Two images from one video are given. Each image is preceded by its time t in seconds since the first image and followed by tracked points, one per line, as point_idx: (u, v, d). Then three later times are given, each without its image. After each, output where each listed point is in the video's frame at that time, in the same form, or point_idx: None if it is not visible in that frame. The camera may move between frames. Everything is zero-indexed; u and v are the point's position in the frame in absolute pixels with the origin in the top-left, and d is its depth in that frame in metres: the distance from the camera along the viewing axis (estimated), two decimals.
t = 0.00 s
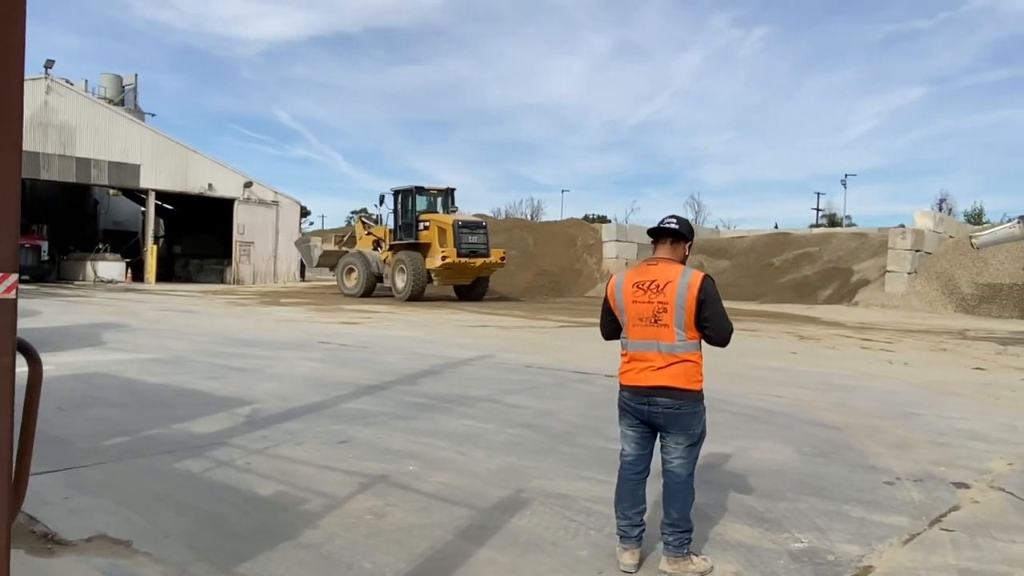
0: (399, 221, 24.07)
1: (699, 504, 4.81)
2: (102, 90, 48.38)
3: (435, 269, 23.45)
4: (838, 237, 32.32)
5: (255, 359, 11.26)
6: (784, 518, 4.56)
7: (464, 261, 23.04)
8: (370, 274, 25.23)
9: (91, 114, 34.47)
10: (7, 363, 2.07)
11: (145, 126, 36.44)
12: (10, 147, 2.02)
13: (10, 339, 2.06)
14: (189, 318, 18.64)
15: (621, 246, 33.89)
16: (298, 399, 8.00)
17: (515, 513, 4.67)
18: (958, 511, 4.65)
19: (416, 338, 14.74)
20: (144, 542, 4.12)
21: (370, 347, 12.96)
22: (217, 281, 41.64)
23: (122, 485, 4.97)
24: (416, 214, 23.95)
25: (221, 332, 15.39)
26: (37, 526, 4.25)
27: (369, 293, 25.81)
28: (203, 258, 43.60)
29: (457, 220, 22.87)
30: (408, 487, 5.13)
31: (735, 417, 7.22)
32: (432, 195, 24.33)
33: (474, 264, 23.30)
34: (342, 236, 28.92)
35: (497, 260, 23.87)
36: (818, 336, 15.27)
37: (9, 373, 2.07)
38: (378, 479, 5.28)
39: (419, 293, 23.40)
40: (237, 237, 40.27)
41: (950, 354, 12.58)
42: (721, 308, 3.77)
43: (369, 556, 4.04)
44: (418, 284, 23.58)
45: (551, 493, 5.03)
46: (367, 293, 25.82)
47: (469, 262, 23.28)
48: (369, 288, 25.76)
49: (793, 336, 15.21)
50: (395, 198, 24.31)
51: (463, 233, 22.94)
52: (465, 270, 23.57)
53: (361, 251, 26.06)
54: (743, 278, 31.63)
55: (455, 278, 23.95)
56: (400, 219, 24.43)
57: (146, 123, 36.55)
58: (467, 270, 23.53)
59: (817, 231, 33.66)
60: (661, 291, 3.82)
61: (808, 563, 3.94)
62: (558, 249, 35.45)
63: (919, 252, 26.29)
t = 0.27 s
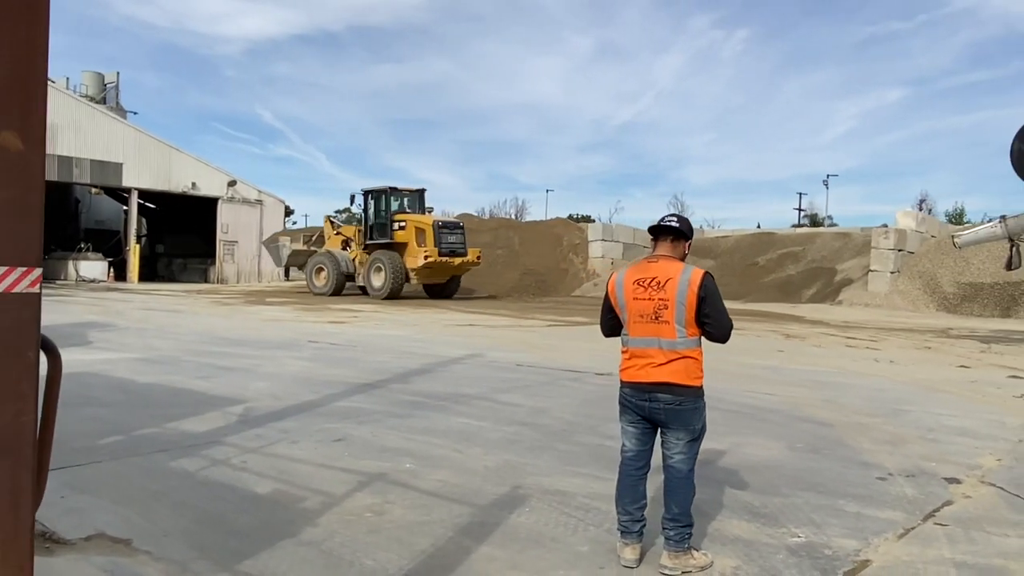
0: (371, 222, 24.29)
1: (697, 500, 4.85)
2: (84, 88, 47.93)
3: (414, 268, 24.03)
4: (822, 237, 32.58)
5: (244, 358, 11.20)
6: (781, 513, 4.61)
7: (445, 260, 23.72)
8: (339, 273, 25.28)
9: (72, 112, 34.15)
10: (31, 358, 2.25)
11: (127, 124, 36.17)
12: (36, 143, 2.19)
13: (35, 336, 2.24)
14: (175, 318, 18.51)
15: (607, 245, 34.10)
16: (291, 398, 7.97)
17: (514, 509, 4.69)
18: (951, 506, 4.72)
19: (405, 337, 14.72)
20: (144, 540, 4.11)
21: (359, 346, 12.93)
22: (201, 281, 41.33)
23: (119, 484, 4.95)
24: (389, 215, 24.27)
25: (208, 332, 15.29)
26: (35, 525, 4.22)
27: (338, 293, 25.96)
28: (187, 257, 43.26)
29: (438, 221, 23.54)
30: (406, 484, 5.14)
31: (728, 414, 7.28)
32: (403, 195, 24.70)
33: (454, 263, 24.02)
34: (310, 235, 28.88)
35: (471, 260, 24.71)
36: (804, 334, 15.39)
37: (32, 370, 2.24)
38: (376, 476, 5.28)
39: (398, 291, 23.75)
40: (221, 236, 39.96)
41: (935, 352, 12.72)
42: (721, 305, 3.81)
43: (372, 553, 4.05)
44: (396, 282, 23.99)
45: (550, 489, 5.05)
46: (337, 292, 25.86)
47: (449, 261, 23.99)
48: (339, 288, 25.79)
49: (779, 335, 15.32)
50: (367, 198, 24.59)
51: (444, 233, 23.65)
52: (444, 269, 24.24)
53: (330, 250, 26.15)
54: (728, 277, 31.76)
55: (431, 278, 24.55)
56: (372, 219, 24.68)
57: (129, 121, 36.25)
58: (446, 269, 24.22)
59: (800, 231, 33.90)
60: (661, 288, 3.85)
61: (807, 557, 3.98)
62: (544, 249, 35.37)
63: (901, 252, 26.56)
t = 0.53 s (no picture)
0: (341, 220, 24.66)
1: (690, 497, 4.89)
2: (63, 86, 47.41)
3: (388, 267, 24.75)
4: (804, 237, 32.83)
5: (231, 358, 11.14)
6: (772, 509, 4.66)
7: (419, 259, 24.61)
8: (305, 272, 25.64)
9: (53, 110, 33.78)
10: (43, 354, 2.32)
11: (108, 122, 35.82)
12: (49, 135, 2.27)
13: (48, 332, 2.31)
14: (159, 318, 18.28)
15: (591, 245, 34.22)
16: (280, 397, 7.95)
17: (509, 507, 4.71)
18: (938, 501, 4.80)
19: (392, 336, 14.70)
20: (138, 539, 4.09)
21: (346, 345, 12.91)
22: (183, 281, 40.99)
23: (109, 483, 4.92)
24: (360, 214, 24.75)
25: (193, 332, 15.19)
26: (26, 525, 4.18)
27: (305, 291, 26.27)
28: (168, 257, 42.89)
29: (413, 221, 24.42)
30: (400, 483, 5.14)
31: (717, 412, 7.33)
32: (373, 196, 25.23)
33: (427, 262, 24.95)
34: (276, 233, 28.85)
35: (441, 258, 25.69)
36: (789, 333, 15.52)
37: (43, 366, 2.32)
38: (369, 475, 5.29)
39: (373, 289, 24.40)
40: (203, 235, 39.65)
41: (917, 351, 12.87)
42: (716, 302, 3.84)
43: (368, 551, 4.05)
44: (370, 280, 24.59)
45: (544, 487, 5.07)
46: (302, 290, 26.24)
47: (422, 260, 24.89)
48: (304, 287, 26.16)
49: (764, 333, 15.44)
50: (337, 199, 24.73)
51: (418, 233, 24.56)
52: (416, 267, 25.10)
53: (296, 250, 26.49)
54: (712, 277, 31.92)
55: (404, 276, 25.28)
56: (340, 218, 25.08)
57: (109, 120, 35.90)
58: (419, 267, 25.05)
59: (783, 231, 34.13)
60: (657, 286, 3.88)
61: (800, 552, 4.03)
62: (529, 248, 35.40)
63: (882, 251, 26.82)
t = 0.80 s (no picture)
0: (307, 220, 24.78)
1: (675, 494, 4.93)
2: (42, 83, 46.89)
3: (357, 266, 25.05)
4: (786, 236, 33.06)
5: (215, 358, 11.08)
6: (756, 506, 4.71)
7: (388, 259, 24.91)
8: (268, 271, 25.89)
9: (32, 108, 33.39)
10: (35, 353, 2.30)
11: (88, 120, 35.42)
12: (41, 130, 2.26)
13: (40, 331, 2.29)
14: (141, 318, 18.10)
15: (575, 245, 34.29)
16: (265, 397, 7.92)
17: (496, 505, 4.73)
18: (920, 497, 4.87)
19: (376, 336, 14.67)
20: (124, 539, 4.08)
21: (331, 345, 12.88)
22: (164, 280, 40.66)
23: (94, 483, 4.89)
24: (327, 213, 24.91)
25: (175, 332, 15.08)
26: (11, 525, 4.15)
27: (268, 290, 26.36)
28: (149, 257, 42.52)
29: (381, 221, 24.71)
30: (387, 482, 5.15)
31: (701, 410, 7.39)
32: (338, 196, 25.42)
33: (395, 261, 25.27)
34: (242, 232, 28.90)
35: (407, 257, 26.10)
36: (771, 332, 15.65)
37: (36, 364, 2.30)
38: (355, 474, 5.29)
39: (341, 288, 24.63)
40: (185, 235, 39.33)
41: (898, 349, 13.03)
42: (702, 301, 3.88)
43: (356, 550, 4.06)
44: (339, 279, 24.84)
45: (531, 486, 5.10)
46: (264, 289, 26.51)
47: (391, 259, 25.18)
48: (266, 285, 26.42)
49: (747, 333, 15.54)
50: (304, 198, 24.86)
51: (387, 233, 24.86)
52: (384, 266, 25.38)
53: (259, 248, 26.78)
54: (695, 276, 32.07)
55: (371, 275, 25.57)
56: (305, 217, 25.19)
57: (89, 118, 35.51)
58: (387, 266, 25.38)
59: (765, 230, 34.35)
60: (643, 285, 3.91)
61: (784, 548, 4.08)
62: (513, 247, 35.47)
63: (863, 251, 27.06)
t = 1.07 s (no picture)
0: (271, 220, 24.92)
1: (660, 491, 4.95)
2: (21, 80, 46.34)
3: (322, 265, 25.26)
4: (768, 235, 33.26)
5: (197, 357, 10.99)
6: (741, 502, 4.74)
7: (353, 257, 25.17)
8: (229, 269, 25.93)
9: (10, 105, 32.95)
10: (21, 350, 2.25)
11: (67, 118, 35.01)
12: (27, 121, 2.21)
13: (26, 327, 2.25)
14: (123, 318, 17.92)
15: (559, 243, 34.16)
16: (249, 396, 7.87)
17: (483, 503, 4.73)
18: (902, 493, 4.92)
19: (361, 335, 14.61)
20: (108, 539, 4.04)
21: (315, 344, 12.82)
22: (145, 280, 40.31)
23: (76, 484, 4.84)
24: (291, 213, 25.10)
25: (157, 331, 14.95)
26: None
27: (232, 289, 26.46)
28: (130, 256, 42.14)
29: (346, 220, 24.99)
30: (373, 480, 5.13)
31: (686, 408, 7.43)
32: (301, 195, 25.54)
33: (360, 259, 25.54)
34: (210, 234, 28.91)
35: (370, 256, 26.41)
36: (755, 331, 15.74)
37: (23, 362, 2.25)
38: (341, 473, 5.27)
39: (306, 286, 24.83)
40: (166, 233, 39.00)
41: (879, 347, 13.14)
42: (688, 298, 3.90)
43: (341, 548, 4.05)
44: (305, 277, 25.02)
45: (517, 484, 5.10)
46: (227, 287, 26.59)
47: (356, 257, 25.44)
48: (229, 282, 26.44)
49: (731, 331, 15.62)
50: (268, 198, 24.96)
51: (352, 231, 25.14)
52: (349, 265, 25.62)
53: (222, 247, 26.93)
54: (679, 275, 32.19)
55: (336, 274, 25.80)
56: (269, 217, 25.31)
57: (69, 115, 35.09)
58: (353, 265, 25.65)
59: (747, 229, 34.53)
60: (629, 282, 3.93)
61: (769, 544, 4.11)
62: (497, 247, 35.51)
63: (844, 251, 27.27)
